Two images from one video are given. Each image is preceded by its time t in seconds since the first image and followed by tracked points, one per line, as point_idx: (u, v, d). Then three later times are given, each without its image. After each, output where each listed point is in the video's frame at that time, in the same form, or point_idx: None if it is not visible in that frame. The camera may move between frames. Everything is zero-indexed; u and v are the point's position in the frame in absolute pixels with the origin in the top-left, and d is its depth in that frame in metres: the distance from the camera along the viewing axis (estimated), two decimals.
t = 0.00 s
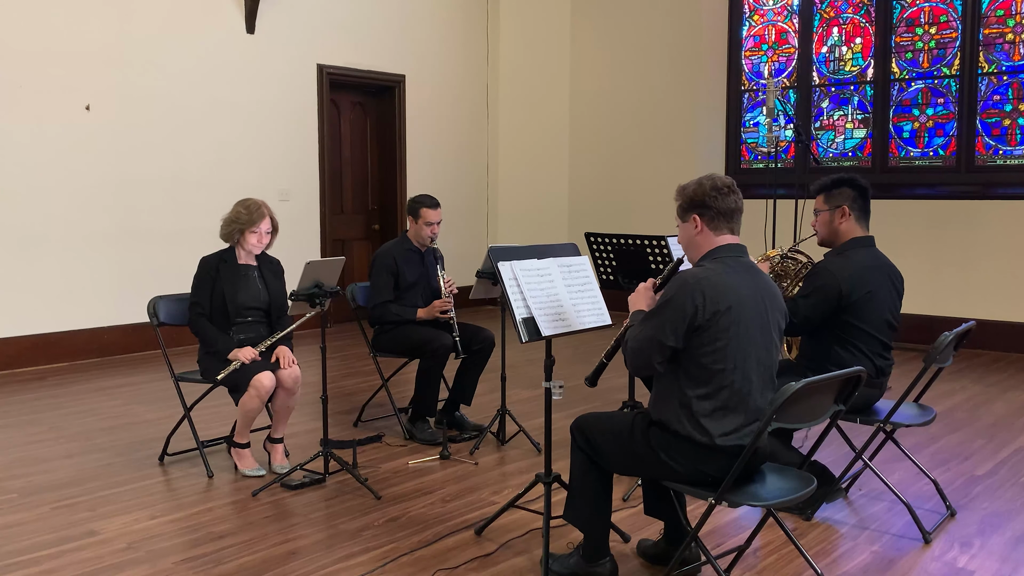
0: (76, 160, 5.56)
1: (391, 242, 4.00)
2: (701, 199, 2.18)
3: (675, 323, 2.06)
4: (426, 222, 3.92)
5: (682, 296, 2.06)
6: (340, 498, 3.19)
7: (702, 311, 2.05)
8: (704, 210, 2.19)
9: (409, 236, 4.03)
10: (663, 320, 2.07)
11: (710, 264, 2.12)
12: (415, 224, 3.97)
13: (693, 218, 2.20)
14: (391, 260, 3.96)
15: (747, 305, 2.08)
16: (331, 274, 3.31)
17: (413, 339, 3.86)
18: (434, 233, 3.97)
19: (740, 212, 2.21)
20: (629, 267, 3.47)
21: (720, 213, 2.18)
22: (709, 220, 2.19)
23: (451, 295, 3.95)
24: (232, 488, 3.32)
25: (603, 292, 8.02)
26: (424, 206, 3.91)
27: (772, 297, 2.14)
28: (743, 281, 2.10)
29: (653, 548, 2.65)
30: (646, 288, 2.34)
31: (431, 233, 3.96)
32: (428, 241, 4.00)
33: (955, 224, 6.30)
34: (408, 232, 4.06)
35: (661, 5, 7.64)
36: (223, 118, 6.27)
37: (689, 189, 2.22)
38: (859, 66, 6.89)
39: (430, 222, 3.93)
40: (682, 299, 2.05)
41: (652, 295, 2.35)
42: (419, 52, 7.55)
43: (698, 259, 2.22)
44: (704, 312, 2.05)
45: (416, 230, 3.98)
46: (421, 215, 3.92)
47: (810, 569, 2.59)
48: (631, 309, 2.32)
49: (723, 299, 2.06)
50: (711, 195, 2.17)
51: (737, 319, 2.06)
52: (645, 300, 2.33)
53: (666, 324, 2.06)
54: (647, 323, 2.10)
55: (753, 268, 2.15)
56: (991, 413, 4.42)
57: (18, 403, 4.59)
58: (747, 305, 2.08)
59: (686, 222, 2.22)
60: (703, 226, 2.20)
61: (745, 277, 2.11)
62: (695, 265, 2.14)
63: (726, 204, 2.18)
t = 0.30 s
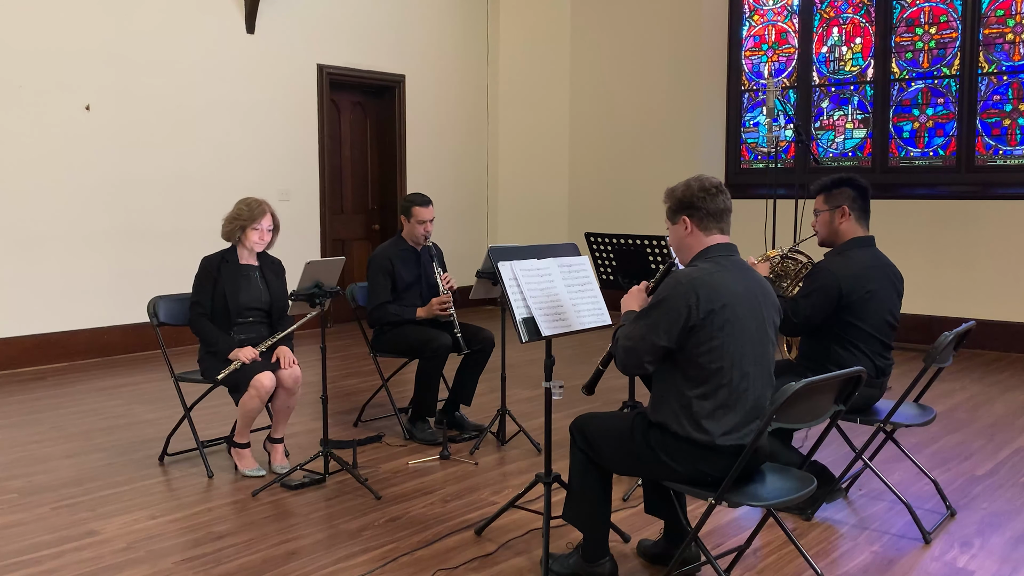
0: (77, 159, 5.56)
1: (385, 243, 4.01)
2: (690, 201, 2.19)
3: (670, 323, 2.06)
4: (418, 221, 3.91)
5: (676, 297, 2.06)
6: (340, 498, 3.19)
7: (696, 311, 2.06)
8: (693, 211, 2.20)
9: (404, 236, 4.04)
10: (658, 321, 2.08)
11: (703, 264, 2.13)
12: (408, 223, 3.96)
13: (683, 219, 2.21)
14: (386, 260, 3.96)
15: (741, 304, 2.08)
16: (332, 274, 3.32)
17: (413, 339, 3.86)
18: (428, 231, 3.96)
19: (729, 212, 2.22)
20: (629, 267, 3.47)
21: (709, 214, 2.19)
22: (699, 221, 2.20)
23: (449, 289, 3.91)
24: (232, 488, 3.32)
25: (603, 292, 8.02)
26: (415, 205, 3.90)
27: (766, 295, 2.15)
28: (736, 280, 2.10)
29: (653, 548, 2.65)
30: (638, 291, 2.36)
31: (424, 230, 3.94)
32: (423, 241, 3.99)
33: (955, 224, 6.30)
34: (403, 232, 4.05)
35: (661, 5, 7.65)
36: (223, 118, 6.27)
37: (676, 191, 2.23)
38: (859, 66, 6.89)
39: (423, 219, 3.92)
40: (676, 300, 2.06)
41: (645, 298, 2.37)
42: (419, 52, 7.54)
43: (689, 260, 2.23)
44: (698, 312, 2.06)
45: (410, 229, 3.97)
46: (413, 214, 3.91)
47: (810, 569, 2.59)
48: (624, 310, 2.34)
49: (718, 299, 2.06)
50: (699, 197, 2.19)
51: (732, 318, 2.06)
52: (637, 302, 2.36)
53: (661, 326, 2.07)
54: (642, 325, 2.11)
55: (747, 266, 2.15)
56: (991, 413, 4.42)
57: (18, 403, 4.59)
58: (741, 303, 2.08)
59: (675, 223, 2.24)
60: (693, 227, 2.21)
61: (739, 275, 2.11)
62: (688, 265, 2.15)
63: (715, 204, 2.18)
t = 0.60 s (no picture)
0: (76, 159, 5.56)
1: (385, 244, 4.00)
2: (669, 206, 2.20)
3: (661, 327, 2.06)
4: (418, 220, 3.90)
5: (664, 301, 2.06)
6: (340, 498, 3.19)
7: (686, 313, 2.05)
8: (673, 216, 2.20)
9: (404, 237, 4.04)
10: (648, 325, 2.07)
11: (689, 266, 2.13)
12: (408, 222, 3.96)
13: (663, 225, 2.22)
14: (386, 261, 3.96)
15: (730, 303, 2.08)
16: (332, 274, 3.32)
17: (412, 339, 3.86)
18: (428, 230, 3.95)
19: (708, 214, 2.22)
20: (629, 267, 3.47)
21: (689, 217, 2.19)
22: (679, 225, 2.20)
23: (448, 289, 3.90)
24: (232, 488, 3.32)
25: (603, 292, 8.02)
26: (414, 204, 3.90)
27: (754, 294, 2.15)
28: (723, 279, 2.10)
29: (653, 548, 2.65)
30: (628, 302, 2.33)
31: (424, 229, 3.94)
32: (423, 240, 3.99)
33: (956, 224, 6.29)
34: (403, 232, 4.05)
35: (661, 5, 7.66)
36: (223, 118, 6.27)
37: (654, 197, 2.24)
38: (859, 66, 6.89)
39: (423, 218, 3.92)
40: (665, 303, 2.06)
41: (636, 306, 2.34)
42: (419, 52, 7.55)
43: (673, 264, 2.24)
44: (688, 314, 2.06)
45: (410, 228, 3.97)
46: (412, 213, 3.91)
47: (810, 569, 2.59)
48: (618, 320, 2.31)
49: (707, 299, 2.06)
50: (677, 201, 2.19)
51: (722, 318, 2.07)
52: (629, 312, 2.33)
53: (651, 330, 2.07)
54: (633, 329, 2.10)
55: (732, 265, 2.16)
56: (991, 413, 4.42)
57: (18, 403, 4.59)
58: (730, 303, 2.08)
59: (656, 229, 2.24)
60: (674, 232, 2.21)
61: (726, 275, 2.12)
62: (676, 268, 2.15)
63: (693, 208, 2.19)
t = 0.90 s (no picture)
0: (76, 159, 5.56)
1: (390, 242, 4.00)
2: (640, 216, 2.20)
3: (649, 331, 2.07)
4: (426, 220, 3.90)
5: (650, 304, 2.07)
6: (340, 498, 3.19)
7: (673, 315, 2.06)
8: (645, 225, 2.21)
9: (410, 236, 4.03)
10: (636, 331, 2.08)
11: (672, 270, 2.14)
12: (417, 222, 3.95)
13: (637, 235, 2.22)
14: (390, 259, 3.96)
15: (715, 302, 2.09)
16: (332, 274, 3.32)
17: (413, 339, 3.86)
18: (435, 231, 3.95)
19: (678, 220, 2.23)
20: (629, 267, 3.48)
21: (662, 225, 2.20)
22: (652, 233, 2.21)
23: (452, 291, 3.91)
24: (231, 488, 3.31)
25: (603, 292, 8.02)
26: (423, 205, 3.90)
27: (739, 293, 2.16)
28: (706, 279, 2.11)
29: (653, 547, 2.65)
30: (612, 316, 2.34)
31: (431, 230, 3.94)
32: (429, 240, 3.99)
33: (956, 224, 6.29)
34: (408, 232, 4.05)
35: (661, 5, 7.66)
36: (223, 118, 6.27)
37: (624, 210, 2.24)
38: (859, 66, 6.90)
39: (431, 219, 3.92)
40: (651, 307, 2.07)
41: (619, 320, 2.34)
42: (419, 52, 7.55)
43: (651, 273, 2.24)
44: (675, 316, 2.06)
45: (417, 228, 3.97)
46: (421, 213, 3.91)
47: (809, 569, 2.59)
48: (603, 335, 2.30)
49: (692, 300, 2.07)
50: (647, 210, 2.20)
51: (709, 317, 2.07)
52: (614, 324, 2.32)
53: (639, 335, 2.07)
54: (623, 334, 2.10)
55: (713, 266, 2.17)
56: (991, 413, 4.42)
57: (18, 403, 4.59)
58: (715, 302, 2.09)
59: (631, 241, 2.24)
60: (649, 241, 2.22)
61: (708, 274, 2.13)
62: (660, 271, 2.16)
63: (664, 215, 2.20)
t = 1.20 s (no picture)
0: (76, 159, 5.56)
1: (391, 242, 4.00)
2: (633, 221, 2.23)
3: (642, 332, 2.07)
4: (427, 220, 3.90)
5: (644, 307, 2.08)
6: (340, 498, 3.19)
7: (665, 317, 2.07)
8: (639, 230, 2.23)
9: (410, 236, 4.03)
10: (630, 334, 2.08)
11: (666, 271, 2.15)
12: (417, 221, 3.95)
13: (632, 240, 2.25)
14: (391, 259, 3.96)
15: (709, 302, 2.10)
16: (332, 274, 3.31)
17: (413, 339, 3.86)
18: (436, 230, 3.95)
19: (673, 223, 2.24)
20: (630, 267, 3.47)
21: (655, 228, 2.21)
22: (647, 238, 2.22)
23: (453, 289, 3.88)
24: (231, 488, 3.32)
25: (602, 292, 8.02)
26: (424, 204, 3.90)
27: (734, 293, 2.16)
28: (700, 279, 2.12)
29: (653, 547, 2.65)
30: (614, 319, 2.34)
31: (432, 229, 3.93)
32: (429, 240, 3.98)
33: (956, 224, 6.29)
34: (408, 232, 4.05)
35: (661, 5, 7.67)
36: (222, 118, 6.27)
37: (619, 217, 2.28)
38: (859, 66, 6.90)
39: (431, 219, 3.91)
40: (644, 309, 2.07)
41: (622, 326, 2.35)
42: (419, 52, 7.54)
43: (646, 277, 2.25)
44: (668, 316, 2.07)
45: (418, 228, 3.96)
46: (421, 213, 3.91)
47: (809, 569, 2.59)
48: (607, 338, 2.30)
49: (685, 301, 2.08)
50: (641, 215, 2.22)
51: (702, 318, 2.08)
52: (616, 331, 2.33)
53: (634, 338, 2.08)
54: (618, 338, 2.11)
55: (706, 266, 2.17)
56: (991, 413, 4.42)
57: (18, 403, 4.59)
58: (709, 302, 2.10)
59: (626, 246, 2.27)
60: (643, 245, 2.23)
61: (702, 275, 2.13)
62: (654, 274, 2.16)
63: (658, 219, 2.21)
